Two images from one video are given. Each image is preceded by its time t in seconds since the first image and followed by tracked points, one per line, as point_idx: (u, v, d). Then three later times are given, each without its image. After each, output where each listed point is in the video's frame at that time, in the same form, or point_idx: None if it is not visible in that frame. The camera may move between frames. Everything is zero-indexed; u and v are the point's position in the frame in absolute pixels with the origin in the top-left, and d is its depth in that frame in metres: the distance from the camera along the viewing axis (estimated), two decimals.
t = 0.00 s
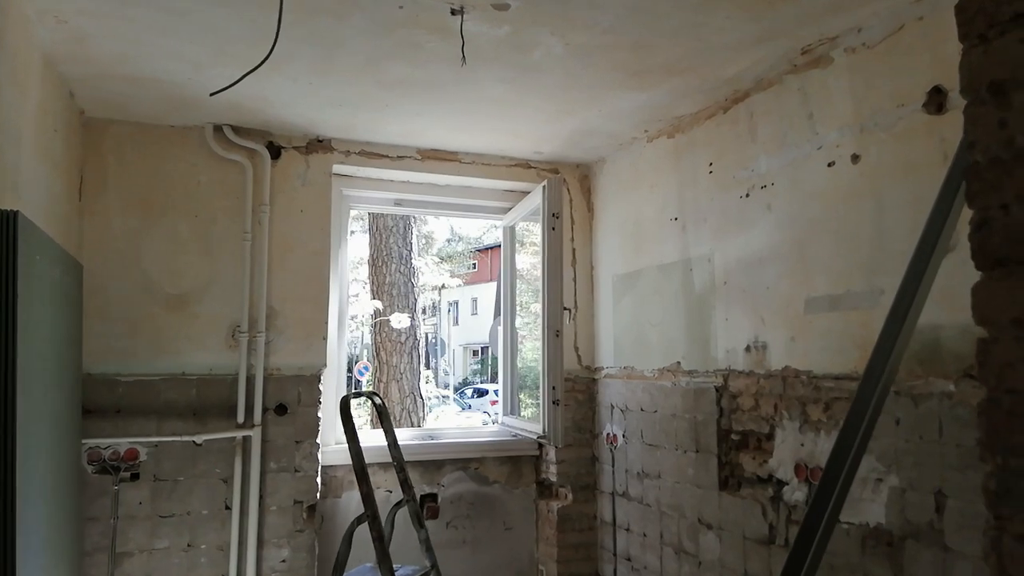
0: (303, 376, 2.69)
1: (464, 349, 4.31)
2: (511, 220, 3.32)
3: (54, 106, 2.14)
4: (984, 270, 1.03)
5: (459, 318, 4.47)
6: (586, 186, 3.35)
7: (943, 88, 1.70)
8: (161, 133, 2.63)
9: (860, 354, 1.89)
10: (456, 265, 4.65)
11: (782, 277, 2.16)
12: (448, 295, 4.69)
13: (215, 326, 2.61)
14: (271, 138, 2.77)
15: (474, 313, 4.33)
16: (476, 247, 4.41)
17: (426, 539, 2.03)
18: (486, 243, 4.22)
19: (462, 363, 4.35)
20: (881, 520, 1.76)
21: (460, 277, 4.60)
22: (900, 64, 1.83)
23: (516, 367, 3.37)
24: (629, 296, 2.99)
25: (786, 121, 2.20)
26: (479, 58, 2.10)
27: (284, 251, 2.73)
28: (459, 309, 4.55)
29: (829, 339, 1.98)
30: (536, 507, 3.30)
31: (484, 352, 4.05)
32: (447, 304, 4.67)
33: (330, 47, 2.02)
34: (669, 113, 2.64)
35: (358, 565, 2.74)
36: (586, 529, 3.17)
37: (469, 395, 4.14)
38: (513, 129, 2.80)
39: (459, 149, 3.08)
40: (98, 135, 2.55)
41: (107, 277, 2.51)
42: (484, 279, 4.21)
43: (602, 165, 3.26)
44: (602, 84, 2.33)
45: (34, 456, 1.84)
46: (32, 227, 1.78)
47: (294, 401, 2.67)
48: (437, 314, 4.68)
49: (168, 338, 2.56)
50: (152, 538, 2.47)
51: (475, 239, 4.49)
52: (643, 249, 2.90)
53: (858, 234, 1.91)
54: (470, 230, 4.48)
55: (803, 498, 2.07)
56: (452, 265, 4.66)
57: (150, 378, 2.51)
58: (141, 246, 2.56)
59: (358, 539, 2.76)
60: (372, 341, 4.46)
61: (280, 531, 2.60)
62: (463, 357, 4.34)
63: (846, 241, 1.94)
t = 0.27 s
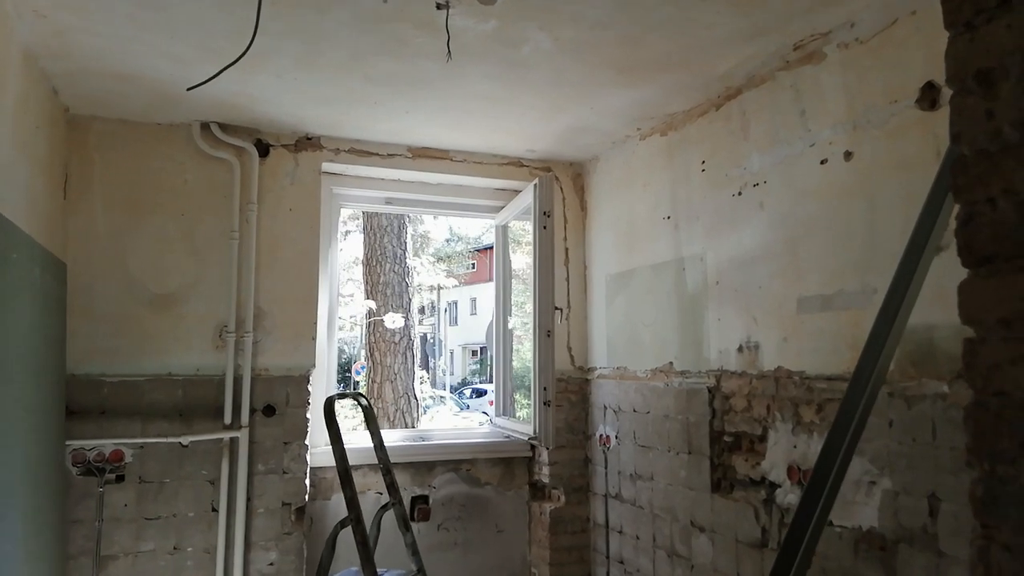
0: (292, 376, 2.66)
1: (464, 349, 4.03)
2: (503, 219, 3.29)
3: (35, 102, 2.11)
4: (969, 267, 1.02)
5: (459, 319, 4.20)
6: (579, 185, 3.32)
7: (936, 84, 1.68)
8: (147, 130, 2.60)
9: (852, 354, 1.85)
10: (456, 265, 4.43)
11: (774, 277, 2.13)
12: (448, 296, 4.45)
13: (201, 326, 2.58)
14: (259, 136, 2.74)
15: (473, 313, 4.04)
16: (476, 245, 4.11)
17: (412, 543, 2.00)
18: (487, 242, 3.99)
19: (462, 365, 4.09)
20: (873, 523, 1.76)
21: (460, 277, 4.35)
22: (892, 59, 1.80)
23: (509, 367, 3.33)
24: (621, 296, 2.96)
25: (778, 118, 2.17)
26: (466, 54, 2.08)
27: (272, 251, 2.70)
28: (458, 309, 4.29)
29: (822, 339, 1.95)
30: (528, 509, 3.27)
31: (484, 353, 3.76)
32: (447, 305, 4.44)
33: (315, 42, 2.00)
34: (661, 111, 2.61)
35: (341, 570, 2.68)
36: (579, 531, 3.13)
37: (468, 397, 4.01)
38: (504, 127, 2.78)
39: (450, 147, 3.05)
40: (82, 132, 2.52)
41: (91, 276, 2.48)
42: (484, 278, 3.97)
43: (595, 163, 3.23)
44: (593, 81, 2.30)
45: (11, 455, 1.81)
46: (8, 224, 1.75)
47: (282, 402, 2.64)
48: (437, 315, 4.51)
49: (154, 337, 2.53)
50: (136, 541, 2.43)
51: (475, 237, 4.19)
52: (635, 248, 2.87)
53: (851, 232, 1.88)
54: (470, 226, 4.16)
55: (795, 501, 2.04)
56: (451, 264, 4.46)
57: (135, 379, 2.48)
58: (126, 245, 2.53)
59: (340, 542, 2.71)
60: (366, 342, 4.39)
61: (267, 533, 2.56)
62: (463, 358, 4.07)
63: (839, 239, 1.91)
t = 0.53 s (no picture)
0: (284, 376, 2.64)
1: (465, 349, 4.01)
2: (499, 218, 3.27)
3: (22, 98, 2.09)
4: (962, 261, 1.00)
5: (459, 319, 4.18)
6: (575, 184, 3.29)
7: (933, 79, 1.65)
8: (137, 127, 2.58)
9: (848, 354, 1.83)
10: (457, 265, 4.48)
11: (770, 275, 2.10)
12: (448, 296, 4.48)
13: (193, 325, 2.56)
14: (251, 133, 2.71)
15: (473, 313, 4.00)
16: (476, 246, 4.14)
17: (403, 545, 1.97)
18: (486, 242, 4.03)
19: (463, 366, 4.09)
20: (869, 526, 1.73)
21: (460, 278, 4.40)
22: (888, 54, 1.77)
23: (504, 368, 3.31)
24: (617, 295, 2.93)
25: (774, 114, 2.15)
26: (458, 49, 2.05)
27: (264, 250, 2.67)
28: (458, 309, 4.28)
29: (818, 339, 1.93)
30: (524, 511, 3.24)
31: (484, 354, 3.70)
32: (447, 306, 4.46)
33: (304, 37, 1.97)
34: (657, 108, 2.58)
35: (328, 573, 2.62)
36: (575, 533, 3.11)
37: (469, 397, 4.00)
38: (498, 124, 2.75)
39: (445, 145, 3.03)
40: (71, 130, 2.50)
41: (81, 275, 2.45)
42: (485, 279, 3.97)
43: (591, 162, 3.20)
44: (587, 77, 2.28)
45: None
46: None
47: (274, 402, 2.61)
48: (436, 315, 4.54)
49: (144, 337, 2.50)
50: (127, 542, 2.41)
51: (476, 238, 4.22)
52: (631, 247, 2.84)
53: (847, 230, 1.85)
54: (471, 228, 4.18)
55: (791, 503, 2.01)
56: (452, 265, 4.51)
57: (125, 379, 2.46)
58: (115, 243, 2.51)
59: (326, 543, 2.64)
60: (363, 342, 4.35)
61: (259, 535, 2.54)
62: (463, 358, 4.06)
63: (835, 237, 1.88)
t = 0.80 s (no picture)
0: (285, 376, 2.63)
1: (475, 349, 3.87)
2: (502, 216, 3.24)
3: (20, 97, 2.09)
4: (962, 254, 1.04)
5: (466, 319, 4.07)
6: (579, 182, 3.26)
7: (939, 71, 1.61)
8: (137, 126, 2.57)
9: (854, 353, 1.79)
10: (467, 265, 4.35)
11: (774, 273, 2.06)
12: (461, 296, 4.29)
13: (193, 325, 2.55)
14: (251, 132, 2.71)
15: (483, 314, 3.86)
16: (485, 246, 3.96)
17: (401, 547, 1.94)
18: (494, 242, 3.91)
19: (473, 366, 3.96)
20: (876, 529, 1.69)
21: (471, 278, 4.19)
22: (893, 46, 1.73)
23: (508, 367, 3.28)
24: (621, 294, 2.90)
25: (777, 109, 2.11)
26: (456, 45, 2.03)
27: (265, 249, 2.66)
28: (469, 310, 4.13)
29: (823, 338, 1.89)
30: (528, 512, 3.21)
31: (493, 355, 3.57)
32: (460, 306, 4.28)
33: (301, 34, 1.95)
34: (660, 104, 2.54)
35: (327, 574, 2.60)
36: (579, 535, 3.07)
37: (479, 397, 3.90)
38: (500, 122, 2.73)
39: (447, 143, 3.00)
40: (71, 129, 2.50)
41: (81, 274, 2.45)
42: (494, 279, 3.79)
43: (595, 159, 3.17)
44: (588, 72, 2.25)
45: None
46: None
47: (275, 402, 2.60)
48: (447, 315, 4.43)
49: (144, 337, 2.50)
50: (127, 543, 2.40)
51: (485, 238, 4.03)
52: (634, 245, 2.81)
53: (853, 226, 1.81)
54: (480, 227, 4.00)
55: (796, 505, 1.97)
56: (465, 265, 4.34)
57: (125, 379, 2.45)
58: (116, 243, 2.50)
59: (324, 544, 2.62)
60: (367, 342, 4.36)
61: (260, 536, 2.53)
62: (473, 359, 3.93)
63: (840, 233, 1.85)
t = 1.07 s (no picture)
0: (291, 375, 2.62)
1: (487, 349, 3.81)
2: (509, 215, 3.22)
3: (25, 96, 2.09)
4: (968, 246, 1.08)
5: (478, 320, 3.99)
6: (587, 180, 3.23)
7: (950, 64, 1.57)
8: (143, 125, 2.58)
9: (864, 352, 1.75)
10: (478, 266, 4.23)
11: (783, 272, 2.03)
12: (473, 296, 4.22)
13: (198, 323, 2.55)
14: (257, 131, 2.71)
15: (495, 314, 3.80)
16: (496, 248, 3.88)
17: (404, 548, 1.93)
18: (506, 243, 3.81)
19: (484, 366, 3.88)
20: (887, 532, 1.66)
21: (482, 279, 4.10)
22: (904, 38, 1.69)
23: (515, 367, 3.25)
24: (628, 294, 2.86)
25: (786, 105, 2.07)
26: (459, 40, 2.01)
27: (271, 248, 2.66)
28: (479, 311, 4.07)
29: (832, 337, 1.85)
30: (536, 513, 3.19)
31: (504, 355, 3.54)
32: (471, 307, 4.21)
33: (304, 31, 1.95)
34: (667, 101, 2.51)
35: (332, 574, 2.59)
36: (586, 536, 3.04)
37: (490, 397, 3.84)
38: (506, 120, 2.71)
39: (453, 141, 2.99)
40: (78, 128, 2.51)
41: (87, 273, 2.46)
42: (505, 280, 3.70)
43: (602, 157, 3.14)
44: (593, 69, 2.22)
45: None
46: None
47: (281, 401, 2.60)
48: (458, 315, 4.36)
49: (149, 335, 2.50)
50: (132, 542, 2.41)
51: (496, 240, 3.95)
52: (642, 244, 2.77)
53: (862, 223, 1.77)
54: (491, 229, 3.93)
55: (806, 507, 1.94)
56: (476, 266, 4.22)
57: (131, 377, 2.46)
58: (122, 242, 2.51)
59: (329, 544, 2.61)
60: (376, 342, 4.35)
61: (265, 535, 2.52)
62: (485, 359, 3.87)
63: (849, 231, 1.81)
